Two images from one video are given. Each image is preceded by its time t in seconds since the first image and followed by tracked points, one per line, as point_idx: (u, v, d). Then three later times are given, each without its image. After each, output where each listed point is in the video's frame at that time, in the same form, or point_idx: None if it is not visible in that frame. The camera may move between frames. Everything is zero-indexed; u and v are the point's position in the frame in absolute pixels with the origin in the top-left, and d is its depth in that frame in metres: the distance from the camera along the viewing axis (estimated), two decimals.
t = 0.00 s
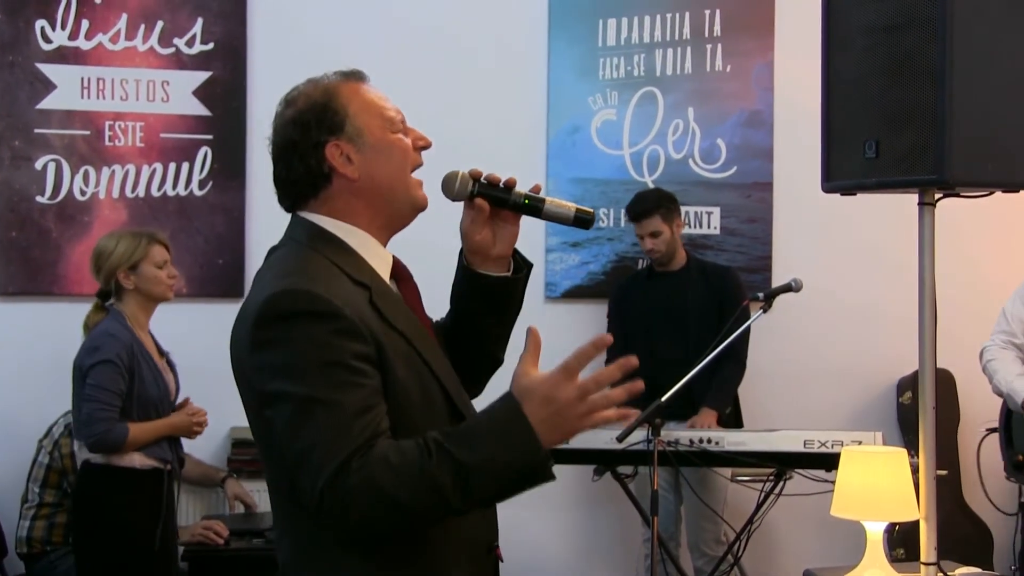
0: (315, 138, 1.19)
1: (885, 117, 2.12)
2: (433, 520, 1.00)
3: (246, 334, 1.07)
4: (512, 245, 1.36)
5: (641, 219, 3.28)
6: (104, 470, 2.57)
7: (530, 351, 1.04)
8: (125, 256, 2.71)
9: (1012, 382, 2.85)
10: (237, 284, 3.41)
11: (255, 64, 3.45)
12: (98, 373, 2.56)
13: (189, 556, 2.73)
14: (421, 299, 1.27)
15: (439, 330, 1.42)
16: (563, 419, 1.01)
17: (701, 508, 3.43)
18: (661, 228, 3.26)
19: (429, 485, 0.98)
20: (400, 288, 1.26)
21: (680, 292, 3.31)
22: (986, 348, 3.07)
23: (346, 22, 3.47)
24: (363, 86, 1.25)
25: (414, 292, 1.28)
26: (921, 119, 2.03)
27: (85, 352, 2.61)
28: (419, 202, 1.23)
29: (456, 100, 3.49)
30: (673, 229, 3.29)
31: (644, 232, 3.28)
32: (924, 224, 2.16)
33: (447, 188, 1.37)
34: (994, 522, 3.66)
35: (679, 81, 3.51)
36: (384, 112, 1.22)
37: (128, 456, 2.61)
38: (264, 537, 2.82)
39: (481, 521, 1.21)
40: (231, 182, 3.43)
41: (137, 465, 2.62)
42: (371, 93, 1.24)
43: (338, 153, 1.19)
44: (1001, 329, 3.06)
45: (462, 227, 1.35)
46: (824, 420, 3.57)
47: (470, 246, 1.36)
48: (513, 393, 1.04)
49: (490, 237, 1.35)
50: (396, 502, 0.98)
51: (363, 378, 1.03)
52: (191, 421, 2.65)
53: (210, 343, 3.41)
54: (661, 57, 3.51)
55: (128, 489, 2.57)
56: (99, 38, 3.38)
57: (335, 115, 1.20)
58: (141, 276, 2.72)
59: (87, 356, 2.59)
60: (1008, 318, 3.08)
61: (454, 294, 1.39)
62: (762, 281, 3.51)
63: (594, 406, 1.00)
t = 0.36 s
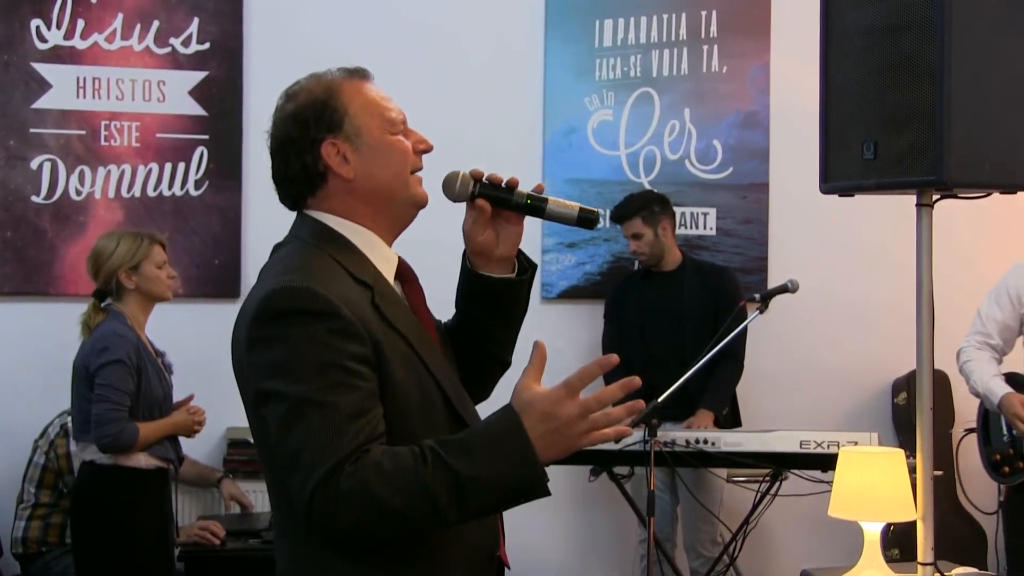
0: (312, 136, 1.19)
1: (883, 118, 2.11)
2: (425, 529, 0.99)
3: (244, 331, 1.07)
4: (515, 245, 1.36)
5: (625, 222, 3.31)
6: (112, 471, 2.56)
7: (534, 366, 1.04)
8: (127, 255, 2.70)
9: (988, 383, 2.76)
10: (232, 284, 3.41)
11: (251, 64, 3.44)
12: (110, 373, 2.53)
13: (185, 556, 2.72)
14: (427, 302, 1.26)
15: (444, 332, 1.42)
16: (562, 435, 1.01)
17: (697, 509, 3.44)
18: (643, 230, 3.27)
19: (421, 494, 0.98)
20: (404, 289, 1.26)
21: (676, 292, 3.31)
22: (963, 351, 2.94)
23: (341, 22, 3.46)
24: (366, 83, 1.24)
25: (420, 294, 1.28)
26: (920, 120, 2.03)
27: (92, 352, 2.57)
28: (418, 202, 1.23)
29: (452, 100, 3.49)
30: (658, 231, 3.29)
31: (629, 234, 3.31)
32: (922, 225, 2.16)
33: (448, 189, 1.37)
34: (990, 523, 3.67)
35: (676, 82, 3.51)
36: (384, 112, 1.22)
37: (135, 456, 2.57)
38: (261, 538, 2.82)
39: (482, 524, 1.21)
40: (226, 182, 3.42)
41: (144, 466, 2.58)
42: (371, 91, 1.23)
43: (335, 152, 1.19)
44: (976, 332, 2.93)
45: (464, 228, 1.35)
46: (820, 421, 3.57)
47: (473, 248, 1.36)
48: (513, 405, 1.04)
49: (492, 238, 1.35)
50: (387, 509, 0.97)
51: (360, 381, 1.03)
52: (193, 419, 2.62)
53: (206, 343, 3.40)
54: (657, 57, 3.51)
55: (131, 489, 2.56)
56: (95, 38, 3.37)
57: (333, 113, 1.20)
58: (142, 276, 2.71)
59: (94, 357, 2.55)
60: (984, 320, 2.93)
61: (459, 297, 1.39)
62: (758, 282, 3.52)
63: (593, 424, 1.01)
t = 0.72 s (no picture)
0: (305, 125, 1.19)
1: (881, 118, 2.11)
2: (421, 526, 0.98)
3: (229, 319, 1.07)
4: (514, 248, 1.36)
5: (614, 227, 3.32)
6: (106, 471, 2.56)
7: (549, 375, 1.06)
8: (121, 254, 2.70)
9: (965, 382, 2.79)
10: (228, 284, 3.41)
11: (247, 64, 3.44)
12: (103, 374, 2.53)
13: (180, 556, 2.73)
14: (421, 304, 1.25)
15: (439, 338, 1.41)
16: (570, 450, 1.01)
17: (693, 509, 3.44)
18: (629, 236, 3.28)
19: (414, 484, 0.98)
20: (397, 288, 1.25)
21: (671, 291, 3.30)
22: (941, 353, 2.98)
23: (337, 22, 3.46)
24: (362, 74, 1.25)
25: (413, 293, 1.27)
26: (918, 119, 2.03)
27: (86, 352, 2.57)
28: (416, 195, 1.23)
29: (448, 100, 3.49)
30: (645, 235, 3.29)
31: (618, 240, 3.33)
32: (920, 225, 2.15)
33: (448, 187, 1.39)
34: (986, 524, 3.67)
35: (672, 82, 3.51)
36: (380, 103, 1.22)
37: (129, 456, 2.58)
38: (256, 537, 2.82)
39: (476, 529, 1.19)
40: (222, 182, 3.42)
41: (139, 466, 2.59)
42: (371, 82, 1.24)
43: (329, 142, 1.19)
44: (954, 334, 2.96)
45: (462, 228, 1.35)
46: (815, 421, 3.57)
47: (471, 249, 1.35)
48: (523, 409, 1.04)
49: (490, 239, 1.35)
50: (383, 499, 0.97)
51: (346, 368, 1.02)
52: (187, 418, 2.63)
53: (202, 343, 3.41)
54: (653, 57, 3.50)
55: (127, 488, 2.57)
56: (91, 37, 3.37)
57: (327, 102, 1.20)
58: (136, 275, 2.71)
59: (88, 357, 2.56)
60: (961, 322, 2.96)
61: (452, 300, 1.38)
62: (754, 282, 3.51)
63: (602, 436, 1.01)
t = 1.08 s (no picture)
0: (290, 127, 1.16)
1: (877, 119, 2.11)
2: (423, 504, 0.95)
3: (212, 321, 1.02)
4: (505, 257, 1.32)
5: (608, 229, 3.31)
6: (93, 474, 2.55)
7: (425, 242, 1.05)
8: (108, 257, 2.70)
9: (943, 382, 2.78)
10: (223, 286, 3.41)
11: (242, 66, 3.44)
12: (81, 378, 2.53)
13: (176, 558, 2.72)
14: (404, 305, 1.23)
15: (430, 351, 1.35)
16: (465, 282, 1.02)
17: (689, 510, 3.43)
18: (623, 238, 3.28)
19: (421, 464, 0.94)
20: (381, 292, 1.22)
21: (666, 292, 3.30)
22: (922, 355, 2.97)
23: (331, 24, 3.46)
24: (346, 75, 1.22)
25: (394, 296, 1.25)
26: (915, 121, 2.03)
27: (66, 357, 2.58)
28: (406, 196, 1.20)
29: (442, 102, 3.49)
30: (638, 237, 3.29)
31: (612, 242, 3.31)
32: (916, 226, 2.15)
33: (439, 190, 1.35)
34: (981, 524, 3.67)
35: (667, 83, 3.51)
36: (368, 102, 1.18)
37: (113, 459, 2.57)
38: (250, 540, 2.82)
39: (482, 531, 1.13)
40: (217, 184, 3.42)
41: (124, 468, 2.58)
42: (357, 82, 1.21)
43: (315, 144, 1.15)
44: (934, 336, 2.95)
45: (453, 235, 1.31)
46: (811, 422, 3.57)
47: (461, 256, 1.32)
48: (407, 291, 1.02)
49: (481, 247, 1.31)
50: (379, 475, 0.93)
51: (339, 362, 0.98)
52: (176, 421, 2.60)
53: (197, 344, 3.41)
54: (648, 59, 3.50)
55: (114, 489, 2.57)
56: (86, 39, 3.37)
57: (312, 103, 1.17)
58: (124, 278, 2.71)
59: (67, 362, 2.57)
60: (941, 325, 2.96)
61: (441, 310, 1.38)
62: (749, 283, 3.51)
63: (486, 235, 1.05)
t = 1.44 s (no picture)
0: (246, 160, 1.14)
1: (877, 120, 2.10)
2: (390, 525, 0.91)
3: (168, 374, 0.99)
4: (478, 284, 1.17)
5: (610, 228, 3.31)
6: (75, 470, 2.55)
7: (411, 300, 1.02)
8: (101, 254, 2.71)
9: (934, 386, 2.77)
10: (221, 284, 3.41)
11: (242, 65, 3.44)
12: (61, 374, 2.55)
13: (173, 556, 2.72)
14: (371, 330, 1.24)
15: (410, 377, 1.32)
16: (452, 333, 0.98)
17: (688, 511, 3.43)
18: (624, 239, 3.29)
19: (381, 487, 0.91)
20: (346, 319, 1.23)
21: (664, 292, 3.29)
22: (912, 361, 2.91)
23: (331, 22, 3.46)
24: (305, 106, 1.20)
25: (363, 323, 1.25)
26: (916, 122, 2.02)
27: (57, 353, 2.61)
28: (368, 229, 1.17)
29: (442, 101, 3.49)
30: (640, 238, 3.29)
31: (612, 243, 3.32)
32: (917, 227, 2.14)
33: (401, 216, 1.25)
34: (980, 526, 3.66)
35: (666, 84, 3.50)
36: (325, 134, 1.17)
37: (97, 456, 2.55)
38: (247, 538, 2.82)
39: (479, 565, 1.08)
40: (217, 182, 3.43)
41: (107, 466, 2.56)
42: (317, 115, 1.19)
43: (271, 177, 1.14)
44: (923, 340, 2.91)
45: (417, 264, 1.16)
46: (809, 424, 3.57)
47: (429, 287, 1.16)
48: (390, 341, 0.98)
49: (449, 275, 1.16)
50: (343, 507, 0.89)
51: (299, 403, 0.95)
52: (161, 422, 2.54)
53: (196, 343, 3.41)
54: (648, 59, 3.50)
55: (105, 487, 2.56)
56: (86, 38, 3.37)
57: (268, 135, 1.15)
58: (116, 276, 2.71)
59: (57, 358, 2.60)
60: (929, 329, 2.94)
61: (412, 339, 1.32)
62: (748, 285, 3.51)
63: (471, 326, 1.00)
